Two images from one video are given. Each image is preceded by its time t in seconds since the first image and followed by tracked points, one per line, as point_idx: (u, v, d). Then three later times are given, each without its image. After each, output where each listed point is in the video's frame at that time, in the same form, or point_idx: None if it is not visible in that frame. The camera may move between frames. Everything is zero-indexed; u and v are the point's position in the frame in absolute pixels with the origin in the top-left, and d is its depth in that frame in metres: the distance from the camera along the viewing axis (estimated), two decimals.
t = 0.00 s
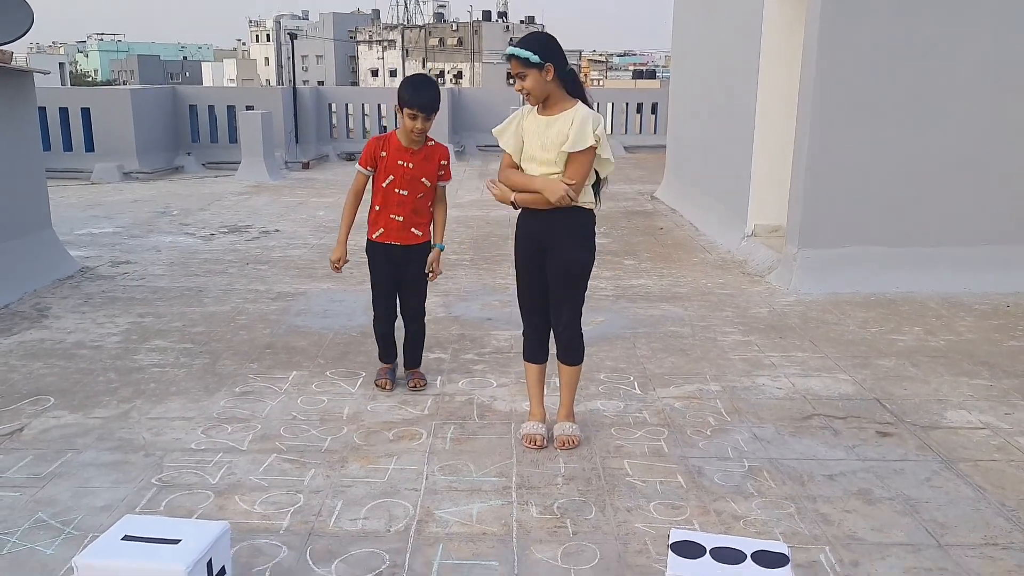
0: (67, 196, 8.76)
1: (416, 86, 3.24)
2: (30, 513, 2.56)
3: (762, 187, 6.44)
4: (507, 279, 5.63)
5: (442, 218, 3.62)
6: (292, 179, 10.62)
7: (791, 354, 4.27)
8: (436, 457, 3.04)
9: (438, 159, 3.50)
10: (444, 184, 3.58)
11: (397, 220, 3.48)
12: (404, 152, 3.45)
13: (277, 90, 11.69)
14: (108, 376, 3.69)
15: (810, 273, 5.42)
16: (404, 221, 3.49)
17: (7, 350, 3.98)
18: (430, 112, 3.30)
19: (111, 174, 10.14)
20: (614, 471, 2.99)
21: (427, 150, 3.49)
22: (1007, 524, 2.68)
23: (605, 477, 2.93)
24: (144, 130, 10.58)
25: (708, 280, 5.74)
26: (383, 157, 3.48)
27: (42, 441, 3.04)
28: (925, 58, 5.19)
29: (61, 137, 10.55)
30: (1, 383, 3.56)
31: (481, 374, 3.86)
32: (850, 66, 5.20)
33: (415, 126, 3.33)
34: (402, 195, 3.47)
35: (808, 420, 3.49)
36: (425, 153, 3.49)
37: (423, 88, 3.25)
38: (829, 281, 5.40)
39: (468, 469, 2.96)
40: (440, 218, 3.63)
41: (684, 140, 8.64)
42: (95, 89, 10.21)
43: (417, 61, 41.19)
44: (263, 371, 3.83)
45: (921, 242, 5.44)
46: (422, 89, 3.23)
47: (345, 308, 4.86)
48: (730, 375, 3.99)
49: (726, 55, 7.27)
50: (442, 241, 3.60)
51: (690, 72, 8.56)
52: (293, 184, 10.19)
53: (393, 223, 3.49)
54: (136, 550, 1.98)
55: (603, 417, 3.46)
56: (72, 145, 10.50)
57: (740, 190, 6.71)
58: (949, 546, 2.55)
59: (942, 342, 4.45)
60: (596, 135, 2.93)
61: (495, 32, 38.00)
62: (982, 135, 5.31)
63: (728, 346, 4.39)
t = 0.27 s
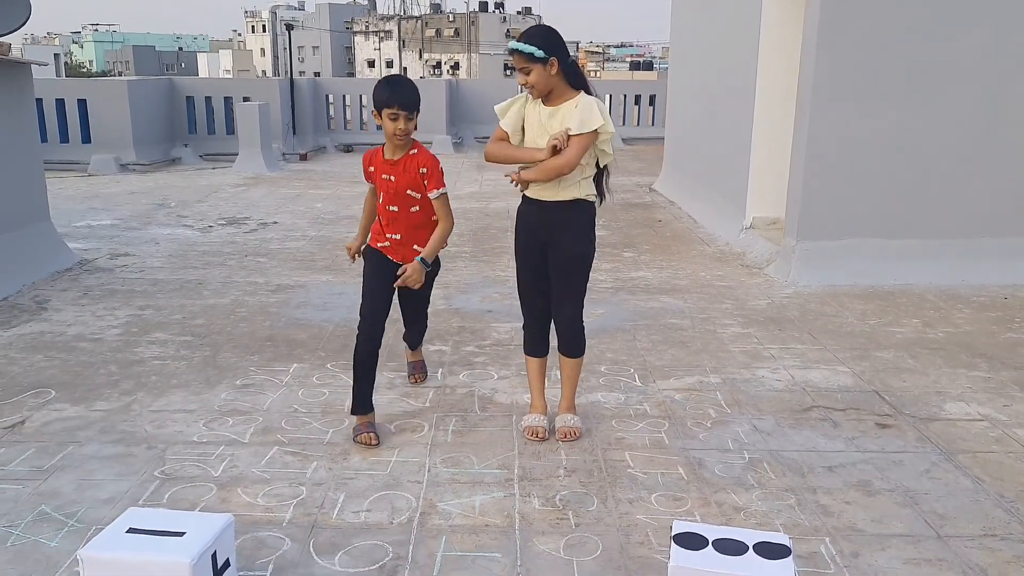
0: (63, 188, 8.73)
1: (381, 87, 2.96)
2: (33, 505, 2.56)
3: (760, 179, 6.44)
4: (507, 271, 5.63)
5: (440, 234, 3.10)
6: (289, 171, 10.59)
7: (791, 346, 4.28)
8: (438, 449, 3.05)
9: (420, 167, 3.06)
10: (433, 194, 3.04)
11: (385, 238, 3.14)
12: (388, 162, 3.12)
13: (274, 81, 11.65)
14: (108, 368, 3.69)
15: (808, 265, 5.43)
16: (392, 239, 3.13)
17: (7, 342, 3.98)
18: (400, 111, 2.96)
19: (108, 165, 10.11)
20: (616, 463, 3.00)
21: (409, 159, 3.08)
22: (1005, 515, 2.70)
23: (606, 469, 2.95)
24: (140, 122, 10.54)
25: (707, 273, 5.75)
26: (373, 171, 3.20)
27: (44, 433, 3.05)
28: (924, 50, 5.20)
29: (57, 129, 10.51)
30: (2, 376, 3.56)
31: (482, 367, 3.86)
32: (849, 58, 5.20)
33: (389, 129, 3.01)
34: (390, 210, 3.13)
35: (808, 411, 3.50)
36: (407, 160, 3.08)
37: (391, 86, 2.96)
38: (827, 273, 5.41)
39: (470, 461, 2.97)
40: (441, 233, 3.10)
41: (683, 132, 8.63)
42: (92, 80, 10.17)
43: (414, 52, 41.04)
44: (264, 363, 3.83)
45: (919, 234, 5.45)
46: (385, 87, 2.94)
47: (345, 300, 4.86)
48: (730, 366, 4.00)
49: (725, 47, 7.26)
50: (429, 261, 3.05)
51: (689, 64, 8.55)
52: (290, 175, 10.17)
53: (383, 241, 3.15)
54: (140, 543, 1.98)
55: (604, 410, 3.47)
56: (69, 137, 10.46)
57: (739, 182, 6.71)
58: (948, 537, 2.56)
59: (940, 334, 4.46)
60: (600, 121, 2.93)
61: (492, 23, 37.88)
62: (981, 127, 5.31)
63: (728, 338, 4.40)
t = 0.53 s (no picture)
0: (65, 187, 8.74)
1: (435, 84, 2.77)
2: (40, 503, 2.57)
3: (762, 178, 6.45)
4: (509, 270, 5.64)
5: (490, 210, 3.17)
6: (290, 170, 10.60)
7: (793, 344, 4.29)
8: (442, 447, 3.06)
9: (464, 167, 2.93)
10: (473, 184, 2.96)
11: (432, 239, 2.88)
12: (427, 160, 2.86)
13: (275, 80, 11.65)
14: (113, 367, 3.70)
15: (810, 264, 5.44)
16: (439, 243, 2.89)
17: (11, 341, 3.99)
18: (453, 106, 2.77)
19: (109, 165, 10.11)
20: (619, 461, 3.01)
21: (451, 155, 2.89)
22: (1007, 512, 2.71)
23: (610, 467, 2.96)
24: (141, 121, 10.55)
25: (708, 271, 5.75)
26: (407, 170, 2.85)
27: (50, 432, 3.06)
28: (926, 49, 5.20)
29: (59, 128, 10.52)
30: (6, 375, 3.57)
31: (485, 365, 3.87)
32: (850, 57, 5.21)
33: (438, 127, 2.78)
34: (433, 211, 2.89)
35: (810, 409, 3.51)
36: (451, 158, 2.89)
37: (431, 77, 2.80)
38: (828, 272, 5.42)
39: (474, 459, 2.98)
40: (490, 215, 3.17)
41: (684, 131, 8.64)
42: (93, 79, 10.17)
43: (414, 51, 41.02)
44: (268, 362, 3.84)
45: (920, 233, 5.46)
46: (427, 86, 2.77)
47: (348, 299, 4.87)
48: (732, 365, 4.01)
49: (725, 46, 7.27)
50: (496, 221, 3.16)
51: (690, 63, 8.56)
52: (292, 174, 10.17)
53: (426, 243, 2.89)
54: (150, 541, 2.00)
55: (607, 408, 3.48)
56: (70, 136, 10.47)
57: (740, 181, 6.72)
58: (951, 535, 2.58)
59: (941, 332, 4.47)
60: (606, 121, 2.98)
61: (492, 21, 37.88)
62: (982, 125, 5.32)
63: (730, 336, 4.41)
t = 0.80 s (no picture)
0: (64, 183, 8.73)
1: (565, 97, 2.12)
2: (44, 499, 2.57)
3: (763, 174, 6.45)
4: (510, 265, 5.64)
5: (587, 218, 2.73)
6: (290, 166, 10.59)
7: (794, 339, 4.30)
8: (445, 442, 3.06)
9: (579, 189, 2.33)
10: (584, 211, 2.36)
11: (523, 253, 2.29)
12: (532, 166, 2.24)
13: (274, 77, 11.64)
14: (115, 363, 3.70)
15: (811, 260, 5.44)
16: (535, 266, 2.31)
17: (13, 337, 3.99)
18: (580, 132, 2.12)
19: (109, 161, 10.10)
20: (623, 456, 3.01)
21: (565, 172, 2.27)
22: (1010, 507, 2.72)
23: (613, 462, 2.96)
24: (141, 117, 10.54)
25: (710, 267, 5.75)
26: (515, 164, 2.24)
27: (53, 428, 3.06)
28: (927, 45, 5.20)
29: (58, 124, 10.50)
30: (9, 371, 3.57)
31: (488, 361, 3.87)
32: (851, 53, 5.20)
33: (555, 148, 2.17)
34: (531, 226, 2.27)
35: (813, 404, 3.51)
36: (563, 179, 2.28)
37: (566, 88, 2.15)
38: (830, 267, 5.42)
39: (478, 454, 2.98)
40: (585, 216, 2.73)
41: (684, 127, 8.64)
42: (92, 75, 10.16)
43: (413, 47, 40.95)
44: (270, 357, 3.84)
45: (921, 228, 5.45)
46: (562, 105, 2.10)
47: (349, 295, 4.87)
48: (734, 360, 4.01)
49: (726, 43, 7.26)
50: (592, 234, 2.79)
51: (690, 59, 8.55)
52: (292, 170, 10.17)
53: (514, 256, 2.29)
54: (155, 535, 1.99)
55: (610, 403, 3.48)
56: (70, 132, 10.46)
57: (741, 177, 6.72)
58: (954, 529, 2.58)
59: (943, 327, 4.48)
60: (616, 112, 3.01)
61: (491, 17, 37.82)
62: (983, 121, 5.32)
63: (732, 332, 4.42)
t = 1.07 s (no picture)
0: (60, 181, 8.71)
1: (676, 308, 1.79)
2: (42, 498, 2.57)
3: (760, 172, 6.45)
4: (507, 263, 5.64)
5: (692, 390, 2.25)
6: (287, 163, 10.57)
7: (792, 337, 4.30)
8: (443, 441, 3.06)
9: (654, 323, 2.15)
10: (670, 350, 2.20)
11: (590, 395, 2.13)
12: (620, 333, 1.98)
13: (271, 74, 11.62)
14: (112, 361, 3.70)
15: (808, 258, 5.45)
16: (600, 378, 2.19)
17: (9, 336, 3.98)
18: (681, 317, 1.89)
19: (105, 159, 10.08)
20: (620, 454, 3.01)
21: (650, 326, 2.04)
22: (1007, 505, 2.72)
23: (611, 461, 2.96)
24: (137, 114, 10.51)
25: (707, 265, 5.76)
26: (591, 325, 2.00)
27: (50, 426, 3.05)
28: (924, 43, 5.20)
29: (54, 122, 10.48)
30: (5, 370, 3.56)
31: (486, 359, 3.87)
32: (848, 52, 5.21)
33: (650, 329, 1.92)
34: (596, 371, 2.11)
35: (810, 403, 3.52)
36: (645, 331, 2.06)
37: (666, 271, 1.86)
38: (826, 266, 5.43)
39: (475, 453, 2.98)
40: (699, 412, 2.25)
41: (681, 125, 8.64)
42: (89, 72, 10.13)
43: (409, 44, 40.90)
44: (267, 356, 3.84)
45: (918, 227, 5.46)
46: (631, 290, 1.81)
47: (347, 293, 4.86)
48: (732, 358, 4.01)
49: (723, 41, 7.27)
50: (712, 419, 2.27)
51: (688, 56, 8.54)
52: (289, 168, 10.15)
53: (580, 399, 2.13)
54: (153, 534, 1.99)
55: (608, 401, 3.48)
56: (66, 130, 10.43)
57: (738, 175, 6.72)
58: (951, 527, 2.59)
59: (940, 325, 4.49)
60: (619, 111, 3.04)
61: (488, 15, 37.79)
62: (980, 120, 5.33)
63: (730, 330, 4.42)
